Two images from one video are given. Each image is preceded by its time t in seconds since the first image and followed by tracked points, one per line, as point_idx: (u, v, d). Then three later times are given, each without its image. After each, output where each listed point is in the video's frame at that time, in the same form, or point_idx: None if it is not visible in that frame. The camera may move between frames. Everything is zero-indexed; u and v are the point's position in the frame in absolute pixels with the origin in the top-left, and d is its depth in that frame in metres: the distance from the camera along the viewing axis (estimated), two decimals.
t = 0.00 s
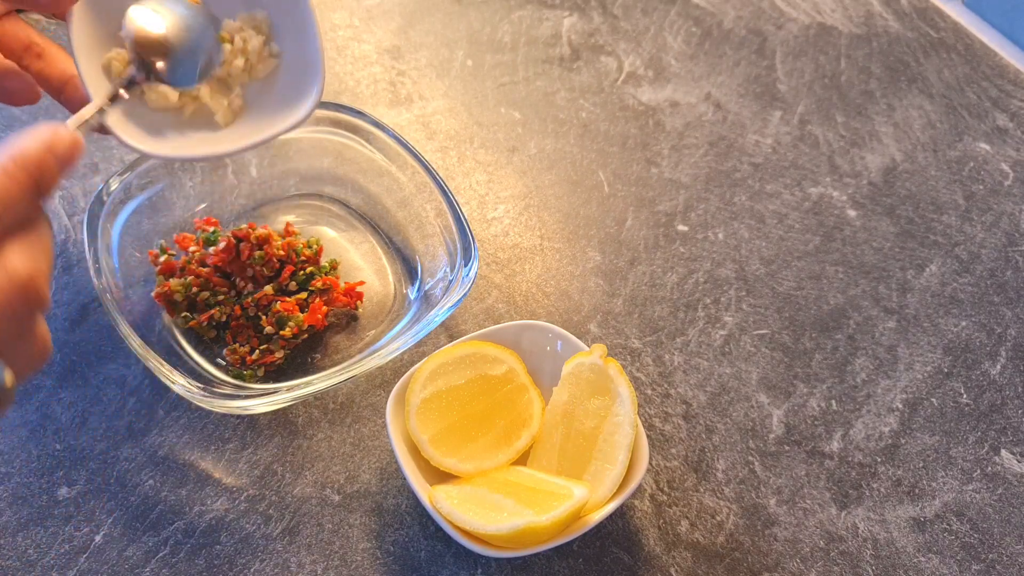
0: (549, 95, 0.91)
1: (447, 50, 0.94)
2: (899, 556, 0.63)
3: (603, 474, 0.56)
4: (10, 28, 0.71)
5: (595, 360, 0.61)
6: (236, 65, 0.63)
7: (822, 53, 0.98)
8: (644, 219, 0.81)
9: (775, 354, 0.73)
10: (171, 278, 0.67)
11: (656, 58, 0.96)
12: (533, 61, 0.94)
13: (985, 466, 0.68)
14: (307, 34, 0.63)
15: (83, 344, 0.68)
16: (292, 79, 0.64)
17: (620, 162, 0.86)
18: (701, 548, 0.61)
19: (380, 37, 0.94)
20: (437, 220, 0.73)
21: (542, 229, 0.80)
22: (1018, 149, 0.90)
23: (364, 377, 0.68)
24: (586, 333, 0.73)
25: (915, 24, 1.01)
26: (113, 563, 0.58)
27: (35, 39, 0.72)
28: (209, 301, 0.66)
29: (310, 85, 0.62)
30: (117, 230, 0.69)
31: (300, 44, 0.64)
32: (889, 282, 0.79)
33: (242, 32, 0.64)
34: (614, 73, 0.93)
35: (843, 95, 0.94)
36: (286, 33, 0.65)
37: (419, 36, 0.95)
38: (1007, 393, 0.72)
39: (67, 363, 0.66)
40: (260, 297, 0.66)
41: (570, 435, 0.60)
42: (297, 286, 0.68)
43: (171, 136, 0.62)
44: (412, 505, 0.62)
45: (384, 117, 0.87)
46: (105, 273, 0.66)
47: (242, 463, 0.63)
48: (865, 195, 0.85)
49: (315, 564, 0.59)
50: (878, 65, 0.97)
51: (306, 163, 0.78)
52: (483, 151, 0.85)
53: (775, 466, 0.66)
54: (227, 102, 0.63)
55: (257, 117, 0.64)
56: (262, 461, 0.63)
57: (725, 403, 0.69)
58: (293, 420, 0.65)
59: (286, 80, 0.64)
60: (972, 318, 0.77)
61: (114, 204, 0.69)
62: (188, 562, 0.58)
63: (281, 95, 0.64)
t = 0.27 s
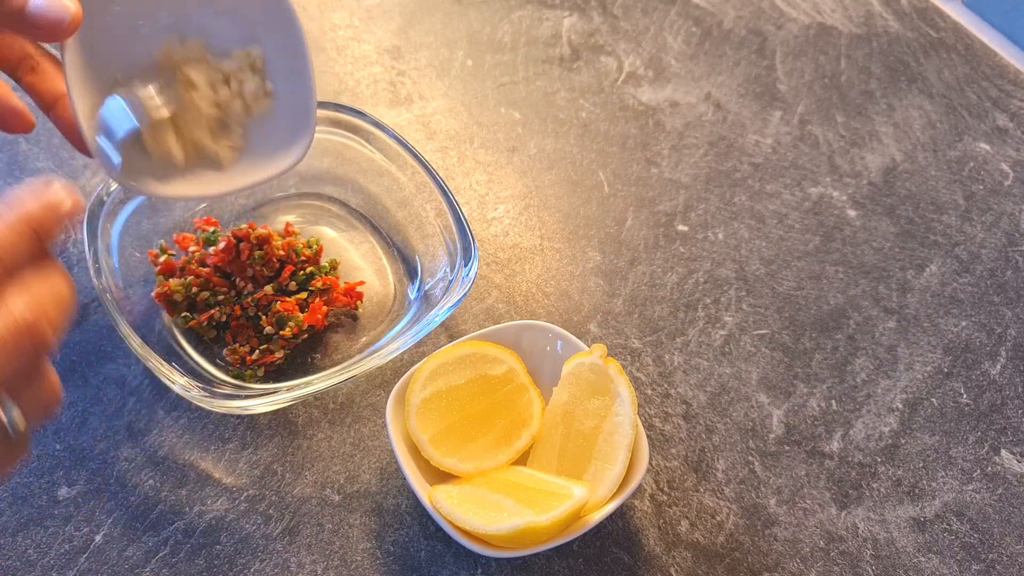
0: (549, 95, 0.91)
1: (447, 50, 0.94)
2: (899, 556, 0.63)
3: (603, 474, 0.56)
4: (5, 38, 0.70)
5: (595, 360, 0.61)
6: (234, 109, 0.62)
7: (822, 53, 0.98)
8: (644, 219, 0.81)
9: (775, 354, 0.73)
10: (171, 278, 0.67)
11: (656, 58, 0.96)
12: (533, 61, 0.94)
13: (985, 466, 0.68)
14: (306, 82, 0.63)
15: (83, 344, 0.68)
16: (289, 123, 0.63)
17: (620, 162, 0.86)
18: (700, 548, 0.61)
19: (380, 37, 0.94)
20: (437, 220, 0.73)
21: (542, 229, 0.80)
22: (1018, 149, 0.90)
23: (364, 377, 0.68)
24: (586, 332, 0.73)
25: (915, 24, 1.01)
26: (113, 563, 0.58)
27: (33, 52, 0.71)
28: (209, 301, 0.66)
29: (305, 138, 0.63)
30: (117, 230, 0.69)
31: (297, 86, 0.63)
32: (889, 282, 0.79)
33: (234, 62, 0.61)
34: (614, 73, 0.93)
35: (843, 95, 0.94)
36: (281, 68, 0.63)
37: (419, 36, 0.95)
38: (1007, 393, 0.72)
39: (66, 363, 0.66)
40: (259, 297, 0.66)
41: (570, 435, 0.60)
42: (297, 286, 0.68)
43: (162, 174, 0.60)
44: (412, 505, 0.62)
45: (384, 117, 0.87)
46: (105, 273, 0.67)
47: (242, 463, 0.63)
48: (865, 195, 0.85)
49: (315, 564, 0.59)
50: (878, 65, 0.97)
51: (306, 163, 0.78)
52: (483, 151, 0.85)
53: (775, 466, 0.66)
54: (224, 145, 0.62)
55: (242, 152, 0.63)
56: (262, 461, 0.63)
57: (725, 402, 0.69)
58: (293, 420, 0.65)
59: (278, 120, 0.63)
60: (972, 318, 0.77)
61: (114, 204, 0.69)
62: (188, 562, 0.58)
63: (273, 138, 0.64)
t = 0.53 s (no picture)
0: (549, 95, 0.91)
1: (446, 50, 0.94)
2: (899, 556, 0.62)
3: (603, 474, 0.56)
4: None
5: (595, 360, 0.61)
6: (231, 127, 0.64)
7: (822, 53, 0.98)
8: (644, 219, 0.81)
9: (775, 354, 0.73)
10: (171, 278, 0.67)
11: (656, 57, 0.96)
12: (533, 61, 0.94)
13: (985, 466, 0.68)
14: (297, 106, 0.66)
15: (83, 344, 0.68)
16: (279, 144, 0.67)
17: (620, 162, 0.86)
18: (701, 548, 0.61)
19: (380, 37, 0.94)
20: (437, 220, 0.73)
21: (542, 229, 0.80)
22: (1018, 149, 0.90)
23: (363, 377, 0.68)
24: (586, 332, 0.73)
25: (915, 24, 1.01)
26: (113, 563, 0.58)
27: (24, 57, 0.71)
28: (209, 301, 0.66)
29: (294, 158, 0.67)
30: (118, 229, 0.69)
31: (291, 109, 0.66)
32: (889, 282, 0.79)
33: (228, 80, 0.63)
34: (614, 73, 0.93)
35: (843, 95, 0.94)
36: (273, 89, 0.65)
37: (419, 36, 0.95)
38: (1007, 393, 0.72)
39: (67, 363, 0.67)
40: (259, 297, 0.66)
41: (571, 435, 0.60)
42: (297, 286, 0.69)
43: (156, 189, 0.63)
44: (412, 505, 0.62)
45: (384, 117, 0.87)
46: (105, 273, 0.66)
47: (242, 463, 0.63)
48: (865, 195, 0.85)
49: (315, 564, 0.59)
50: (878, 65, 0.97)
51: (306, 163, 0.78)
52: (483, 151, 0.85)
53: (775, 466, 0.66)
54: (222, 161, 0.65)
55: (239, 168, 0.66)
56: (262, 461, 0.63)
57: (725, 403, 0.69)
58: (293, 420, 0.65)
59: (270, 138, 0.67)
60: (972, 318, 0.77)
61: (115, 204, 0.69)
62: (188, 562, 0.58)
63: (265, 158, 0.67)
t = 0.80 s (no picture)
0: (549, 95, 0.91)
1: (446, 49, 0.94)
2: (899, 556, 0.62)
3: (603, 474, 0.56)
4: None
5: (595, 360, 0.61)
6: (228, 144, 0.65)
7: (822, 53, 0.98)
8: (644, 219, 0.81)
9: (775, 354, 0.73)
10: (171, 278, 0.67)
11: (656, 57, 0.96)
12: (533, 61, 0.94)
13: (985, 466, 0.68)
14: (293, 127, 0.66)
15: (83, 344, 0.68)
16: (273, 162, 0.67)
17: (620, 162, 0.86)
18: (701, 548, 0.61)
19: (380, 37, 0.94)
20: (437, 220, 0.73)
21: (542, 229, 0.80)
22: (1018, 149, 0.90)
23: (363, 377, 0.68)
24: (586, 332, 0.73)
25: (915, 25, 1.01)
26: (113, 563, 0.58)
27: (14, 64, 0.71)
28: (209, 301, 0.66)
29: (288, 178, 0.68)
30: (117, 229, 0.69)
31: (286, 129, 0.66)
32: (889, 282, 0.79)
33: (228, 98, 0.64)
34: (614, 73, 0.93)
35: (843, 95, 0.94)
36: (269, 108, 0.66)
37: (419, 35, 0.95)
38: (1007, 393, 0.72)
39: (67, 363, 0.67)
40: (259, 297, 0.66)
41: (571, 435, 0.60)
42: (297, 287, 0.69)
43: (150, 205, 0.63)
44: (412, 505, 0.62)
45: (384, 117, 0.87)
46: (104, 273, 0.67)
47: (242, 463, 0.63)
48: (865, 196, 0.85)
49: (315, 564, 0.59)
50: (878, 65, 0.97)
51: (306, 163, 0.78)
52: (483, 151, 0.85)
53: (775, 466, 0.66)
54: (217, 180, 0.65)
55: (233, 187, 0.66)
56: (262, 461, 0.63)
57: (725, 403, 0.69)
58: (293, 420, 0.65)
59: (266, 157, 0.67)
60: (972, 318, 0.77)
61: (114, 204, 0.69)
62: (188, 562, 0.58)
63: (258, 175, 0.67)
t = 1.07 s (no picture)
0: (549, 95, 0.91)
1: (446, 50, 0.94)
2: (899, 556, 0.62)
3: (603, 474, 0.56)
4: None
5: (595, 360, 0.61)
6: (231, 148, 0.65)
7: (822, 53, 0.98)
8: (644, 219, 0.81)
9: (775, 354, 0.73)
10: (171, 278, 0.67)
11: (656, 57, 0.96)
12: (533, 61, 0.94)
13: (984, 466, 0.68)
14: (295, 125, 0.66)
15: (83, 344, 0.68)
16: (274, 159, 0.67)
17: (620, 162, 0.86)
18: (701, 548, 0.61)
19: (380, 37, 0.94)
20: (437, 220, 0.73)
21: (542, 229, 0.80)
22: (1018, 149, 0.90)
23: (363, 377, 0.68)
24: (586, 332, 0.73)
25: (915, 24, 1.01)
26: (113, 563, 0.58)
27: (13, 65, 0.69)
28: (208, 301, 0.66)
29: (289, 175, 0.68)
30: (117, 229, 0.69)
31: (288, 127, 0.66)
32: (889, 282, 0.79)
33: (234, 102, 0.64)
34: (614, 73, 0.93)
35: (843, 95, 0.94)
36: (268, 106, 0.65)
37: (418, 35, 0.95)
38: (1007, 393, 0.72)
39: (67, 363, 0.67)
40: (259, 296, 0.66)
41: (571, 435, 0.60)
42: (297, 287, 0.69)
43: (156, 202, 0.63)
44: (412, 505, 0.62)
45: (384, 117, 0.87)
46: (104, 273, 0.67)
47: (242, 463, 0.63)
48: (865, 195, 0.85)
49: (315, 564, 0.59)
50: (878, 65, 0.97)
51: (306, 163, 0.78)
52: (483, 151, 0.85)
53: (774, 466, 0.66)
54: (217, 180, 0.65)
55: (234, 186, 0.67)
56: (262, 461, 0.63)
57: (725, 402, 0.69)
58: (293, 420, 0.65)
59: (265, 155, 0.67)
60: (972, 318, 0.77)
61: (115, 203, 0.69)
62: (188, 562, 0.58)
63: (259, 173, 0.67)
